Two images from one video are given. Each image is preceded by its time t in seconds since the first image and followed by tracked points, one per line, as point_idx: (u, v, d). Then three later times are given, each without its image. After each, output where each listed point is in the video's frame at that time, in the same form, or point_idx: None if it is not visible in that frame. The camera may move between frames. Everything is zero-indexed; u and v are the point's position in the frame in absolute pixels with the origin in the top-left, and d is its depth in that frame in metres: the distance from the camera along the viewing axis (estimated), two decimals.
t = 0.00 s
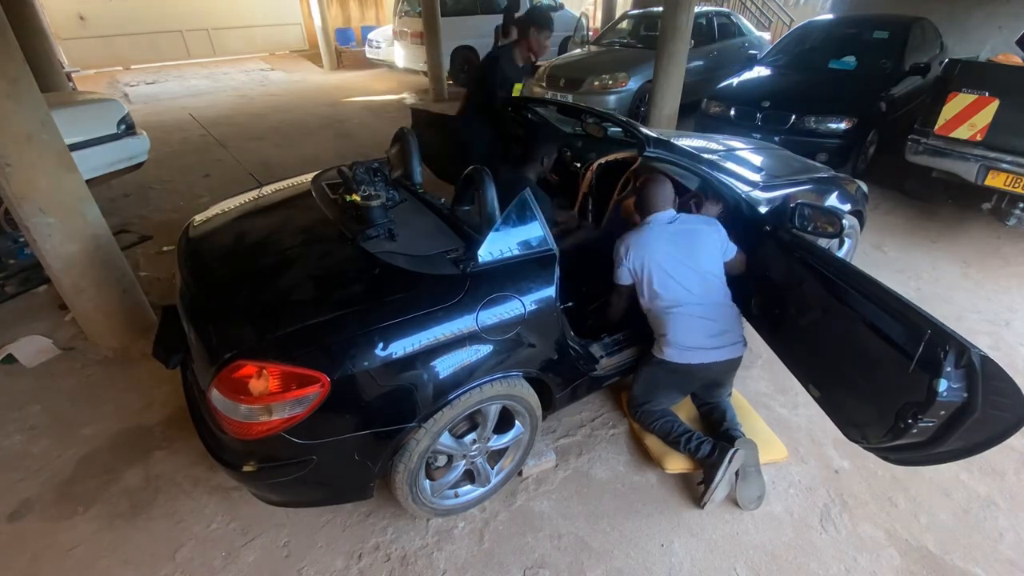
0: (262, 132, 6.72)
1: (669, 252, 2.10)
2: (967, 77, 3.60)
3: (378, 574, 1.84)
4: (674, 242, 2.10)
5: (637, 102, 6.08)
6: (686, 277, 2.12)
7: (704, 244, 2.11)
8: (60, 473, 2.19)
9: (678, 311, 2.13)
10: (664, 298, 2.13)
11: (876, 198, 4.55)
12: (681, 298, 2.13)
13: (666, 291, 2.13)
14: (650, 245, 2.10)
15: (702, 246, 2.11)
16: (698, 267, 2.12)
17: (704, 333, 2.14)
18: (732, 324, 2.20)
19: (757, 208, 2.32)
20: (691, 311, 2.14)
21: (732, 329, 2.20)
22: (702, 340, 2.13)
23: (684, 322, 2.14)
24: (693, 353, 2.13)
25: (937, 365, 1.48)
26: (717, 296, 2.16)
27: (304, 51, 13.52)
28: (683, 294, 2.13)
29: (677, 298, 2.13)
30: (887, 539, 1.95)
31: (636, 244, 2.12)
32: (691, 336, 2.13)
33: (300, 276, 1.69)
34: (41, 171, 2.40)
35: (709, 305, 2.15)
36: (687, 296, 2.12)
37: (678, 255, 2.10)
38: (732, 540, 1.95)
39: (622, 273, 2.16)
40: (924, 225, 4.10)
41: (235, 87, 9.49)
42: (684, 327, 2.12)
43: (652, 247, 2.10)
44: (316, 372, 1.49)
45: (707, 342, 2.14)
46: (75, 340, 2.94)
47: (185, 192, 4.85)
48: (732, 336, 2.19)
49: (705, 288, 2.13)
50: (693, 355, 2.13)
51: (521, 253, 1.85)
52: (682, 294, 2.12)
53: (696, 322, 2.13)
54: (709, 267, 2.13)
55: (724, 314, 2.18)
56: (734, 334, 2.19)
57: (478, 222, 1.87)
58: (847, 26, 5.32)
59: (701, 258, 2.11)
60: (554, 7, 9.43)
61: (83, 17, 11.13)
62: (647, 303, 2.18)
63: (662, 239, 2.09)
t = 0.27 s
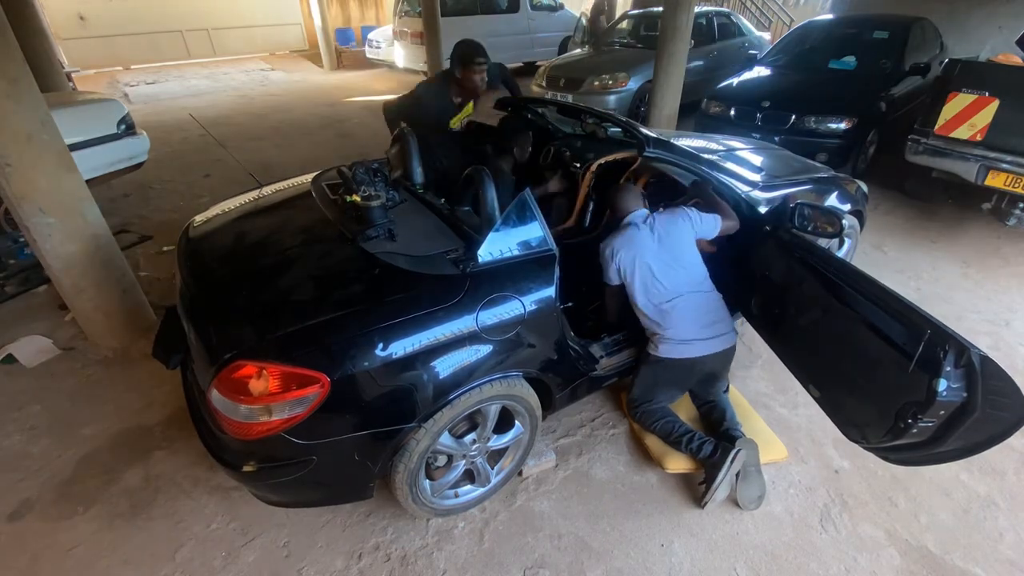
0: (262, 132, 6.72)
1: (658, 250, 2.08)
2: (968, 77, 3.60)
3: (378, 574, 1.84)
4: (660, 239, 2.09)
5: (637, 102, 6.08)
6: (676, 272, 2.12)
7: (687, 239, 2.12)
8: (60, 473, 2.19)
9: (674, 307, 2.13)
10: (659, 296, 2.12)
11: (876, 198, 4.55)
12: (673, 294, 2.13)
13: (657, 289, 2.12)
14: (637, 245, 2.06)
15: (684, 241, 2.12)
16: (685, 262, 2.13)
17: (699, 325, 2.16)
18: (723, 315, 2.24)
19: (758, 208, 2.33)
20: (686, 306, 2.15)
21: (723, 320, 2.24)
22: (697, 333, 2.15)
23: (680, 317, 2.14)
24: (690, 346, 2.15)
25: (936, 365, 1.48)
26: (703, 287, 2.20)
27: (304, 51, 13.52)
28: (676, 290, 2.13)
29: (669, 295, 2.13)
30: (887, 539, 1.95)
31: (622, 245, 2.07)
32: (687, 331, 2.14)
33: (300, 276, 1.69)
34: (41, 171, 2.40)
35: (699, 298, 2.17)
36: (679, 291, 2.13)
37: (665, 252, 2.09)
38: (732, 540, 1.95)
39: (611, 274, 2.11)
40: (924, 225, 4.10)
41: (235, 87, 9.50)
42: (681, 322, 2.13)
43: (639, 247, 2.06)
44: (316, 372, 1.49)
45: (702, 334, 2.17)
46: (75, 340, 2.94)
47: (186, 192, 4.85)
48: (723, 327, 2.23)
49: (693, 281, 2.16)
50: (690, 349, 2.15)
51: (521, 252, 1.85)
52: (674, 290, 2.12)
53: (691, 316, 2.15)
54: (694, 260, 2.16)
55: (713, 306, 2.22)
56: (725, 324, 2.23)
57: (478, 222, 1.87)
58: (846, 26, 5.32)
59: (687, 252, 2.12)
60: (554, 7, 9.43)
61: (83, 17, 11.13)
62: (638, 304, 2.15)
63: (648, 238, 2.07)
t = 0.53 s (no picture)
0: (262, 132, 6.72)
1: (657, 252, 2.09)
2: (968, 77, 3.60)
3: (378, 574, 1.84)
4: (660, 241, 2.10)
5: (637, 102, 6.08)
6: (677, 273, 2.12)
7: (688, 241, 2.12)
8: (60, 473, 2.19)
9: (676, 308, 2.13)
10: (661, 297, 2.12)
11: (875, 198, 4.55)
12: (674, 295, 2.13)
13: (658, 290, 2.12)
14: (636, 249, 2.07)
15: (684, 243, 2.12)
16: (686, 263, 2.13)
17: (701, 326, 2.16)
18: (725, 314, 2.24)
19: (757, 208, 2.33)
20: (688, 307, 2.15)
21: (725, 319, 2.24)
22: (699, 333, 2.15)
23: (682, 318, 2.14)
24: (693, 347, 2.15)
25: (936, 365, 1.48)
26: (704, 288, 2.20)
27: (304, 51, 13.52)
28: (677, 291, 2.13)
29: (670, 296, 2.12)
30: (887, 539, 1.95)
31: (621, 249, 2.09)
32: (689, 332, 2.14)
33: (300, 276, 1.69)
34: (41, 171, 2.40)
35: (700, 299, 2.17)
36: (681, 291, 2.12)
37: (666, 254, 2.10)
38: (732, 540, 1.95)
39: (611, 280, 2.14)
40: (924, 225, 4.10)
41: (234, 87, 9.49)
42: (683, 323, 2.13)
43: (638, 251, 2.08)
44: (316, 372, 1.49)
45: (705, 334, 2.17)
46: (75, 340, 2.94)
47: (186, 192, 4.86)
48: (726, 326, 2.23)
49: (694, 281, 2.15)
50: (692, 350, 2.15)
51: (520, 253, 1.85)
52: (676, 291, 2.12)
53: (693, 317, 2.15)
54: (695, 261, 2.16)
55: (714, 305, 2.22)
56: (728, 324, 2.23)
57: (478, 222, 1.87)
58: (846, 25, 5.32)
59: (688, 253, 2.12)
60: (554, 7, 9.43)
61: (83, 17, 11.13)
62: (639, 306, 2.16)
63: (648, 241, 2.08)
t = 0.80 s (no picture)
0: (262, 132, 6.72)
1: (659, 251, 2.07)
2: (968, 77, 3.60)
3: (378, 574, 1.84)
4: (661, 241, 2.08)
5: (637, 102, 6.08)
6: (676, 274, 2.12)
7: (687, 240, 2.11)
8: (60, 473, 2.19)
9: (677, 307, 2.13)
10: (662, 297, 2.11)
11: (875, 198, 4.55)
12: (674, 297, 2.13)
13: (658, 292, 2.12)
14: (637, 246, 2.07)
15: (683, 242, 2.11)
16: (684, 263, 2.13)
17: (701, 326, 2.16)
18: (725, 314, 2.24)
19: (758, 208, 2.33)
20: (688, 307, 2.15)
21: (725, 319, 2.24)
22: (700, 334, 2.15)
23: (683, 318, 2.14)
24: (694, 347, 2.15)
25: (937, 366, 1.48)
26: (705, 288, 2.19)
27: (304, 51, 13.52)
28: (676, 292, 2.13)
29: (670, 298, 2.13)
30: (887, 540, 1.95)
31: (621, 245, 2.09)
32: (690, 332, 2.14)
33: (300, 276, 1.69)
34: (41, 171, 2.40)
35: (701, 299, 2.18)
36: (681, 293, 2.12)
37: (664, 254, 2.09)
38: (732, 540, 1.95)
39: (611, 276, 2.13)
40: (924, 225, 4.10)
41: (235, 87, 9.50)
42: (684, 323, 2.13)
43: (639, 247, 2.07)
44: (316, 372, 1.49)
45: (706, 334, 2.17)
46: (75, 340, 2.94)
47: (186, 192, 4.86)
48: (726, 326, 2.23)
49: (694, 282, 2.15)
50: (693, 350, 2.15)
51: (520, 253, 1.85)
52: (676, 293, 2.13)
53: (694, 317, 2.15)
54: (695, 261, 2.15)
55: (715, 305, 2.22)
56: (728, 323, 2.23)
57: (478, 222, 1.87)
58: (846, 26, 5.32)
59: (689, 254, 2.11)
60: (554, 7, 9.43)
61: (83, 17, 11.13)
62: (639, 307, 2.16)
63: (649, 238, 2.07)
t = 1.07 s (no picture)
0: (263, 132, 6.73)
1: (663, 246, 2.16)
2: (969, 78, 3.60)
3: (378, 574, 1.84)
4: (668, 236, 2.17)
5: (637, 102, 6.08)
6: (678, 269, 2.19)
7: (694, 238, 2.18)
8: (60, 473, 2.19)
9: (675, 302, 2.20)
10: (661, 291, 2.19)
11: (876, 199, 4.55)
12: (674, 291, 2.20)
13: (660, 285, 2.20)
14: (644, 239, 2.17)
15: (689, 239, 2.18)
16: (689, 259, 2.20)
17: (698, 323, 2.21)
18: (725, 315, 2.27)
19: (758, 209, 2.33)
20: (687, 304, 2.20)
21: (725, 320, 2.27)
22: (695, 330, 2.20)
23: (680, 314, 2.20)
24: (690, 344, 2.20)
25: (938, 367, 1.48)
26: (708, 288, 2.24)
27: (305, 51, 13.54)
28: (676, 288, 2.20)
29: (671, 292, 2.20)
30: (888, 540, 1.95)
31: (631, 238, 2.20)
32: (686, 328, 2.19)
33: (301, 276, 1.70)
34: (42, 171, 2.40)
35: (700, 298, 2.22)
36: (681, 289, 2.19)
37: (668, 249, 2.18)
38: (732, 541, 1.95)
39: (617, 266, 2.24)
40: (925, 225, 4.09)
41: (235, 88, 9.50)
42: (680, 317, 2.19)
43: (645, 240, 2.17)
44: (316, 372, 1.49)
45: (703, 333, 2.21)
46: (76, 340, 2.94)
47: (187, 192, 4.86)
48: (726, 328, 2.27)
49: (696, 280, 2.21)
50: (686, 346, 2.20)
51: (521, 253, 1.85)
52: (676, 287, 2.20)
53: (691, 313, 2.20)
54: (698, 261, 2.22)
55: (715, 306, 2.26)
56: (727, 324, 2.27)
57: (478, 222, 1.88)
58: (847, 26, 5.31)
59: (692, 252, 2.18)
60: (555, 7, 9.43)
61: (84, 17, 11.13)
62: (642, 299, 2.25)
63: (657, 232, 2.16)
